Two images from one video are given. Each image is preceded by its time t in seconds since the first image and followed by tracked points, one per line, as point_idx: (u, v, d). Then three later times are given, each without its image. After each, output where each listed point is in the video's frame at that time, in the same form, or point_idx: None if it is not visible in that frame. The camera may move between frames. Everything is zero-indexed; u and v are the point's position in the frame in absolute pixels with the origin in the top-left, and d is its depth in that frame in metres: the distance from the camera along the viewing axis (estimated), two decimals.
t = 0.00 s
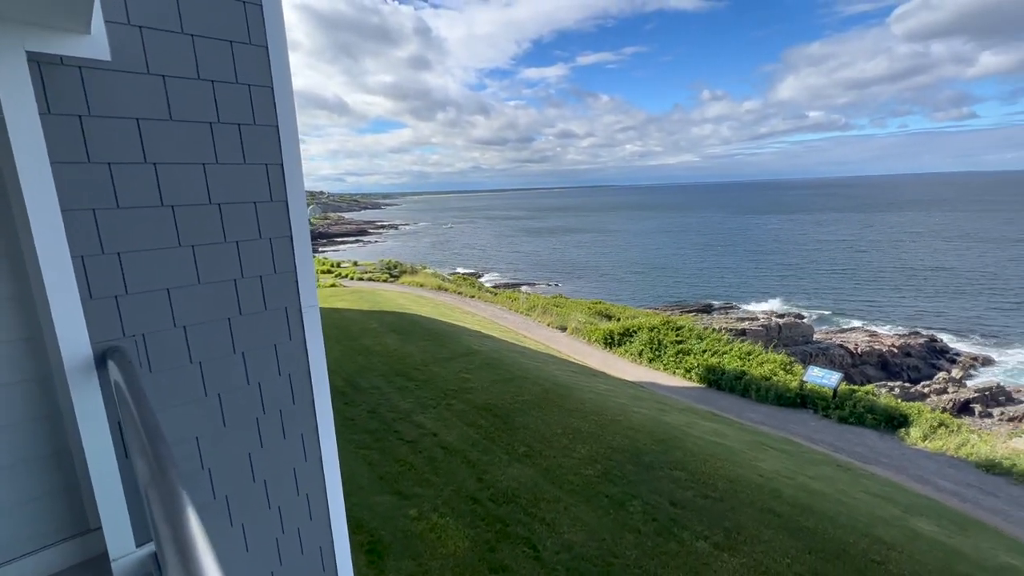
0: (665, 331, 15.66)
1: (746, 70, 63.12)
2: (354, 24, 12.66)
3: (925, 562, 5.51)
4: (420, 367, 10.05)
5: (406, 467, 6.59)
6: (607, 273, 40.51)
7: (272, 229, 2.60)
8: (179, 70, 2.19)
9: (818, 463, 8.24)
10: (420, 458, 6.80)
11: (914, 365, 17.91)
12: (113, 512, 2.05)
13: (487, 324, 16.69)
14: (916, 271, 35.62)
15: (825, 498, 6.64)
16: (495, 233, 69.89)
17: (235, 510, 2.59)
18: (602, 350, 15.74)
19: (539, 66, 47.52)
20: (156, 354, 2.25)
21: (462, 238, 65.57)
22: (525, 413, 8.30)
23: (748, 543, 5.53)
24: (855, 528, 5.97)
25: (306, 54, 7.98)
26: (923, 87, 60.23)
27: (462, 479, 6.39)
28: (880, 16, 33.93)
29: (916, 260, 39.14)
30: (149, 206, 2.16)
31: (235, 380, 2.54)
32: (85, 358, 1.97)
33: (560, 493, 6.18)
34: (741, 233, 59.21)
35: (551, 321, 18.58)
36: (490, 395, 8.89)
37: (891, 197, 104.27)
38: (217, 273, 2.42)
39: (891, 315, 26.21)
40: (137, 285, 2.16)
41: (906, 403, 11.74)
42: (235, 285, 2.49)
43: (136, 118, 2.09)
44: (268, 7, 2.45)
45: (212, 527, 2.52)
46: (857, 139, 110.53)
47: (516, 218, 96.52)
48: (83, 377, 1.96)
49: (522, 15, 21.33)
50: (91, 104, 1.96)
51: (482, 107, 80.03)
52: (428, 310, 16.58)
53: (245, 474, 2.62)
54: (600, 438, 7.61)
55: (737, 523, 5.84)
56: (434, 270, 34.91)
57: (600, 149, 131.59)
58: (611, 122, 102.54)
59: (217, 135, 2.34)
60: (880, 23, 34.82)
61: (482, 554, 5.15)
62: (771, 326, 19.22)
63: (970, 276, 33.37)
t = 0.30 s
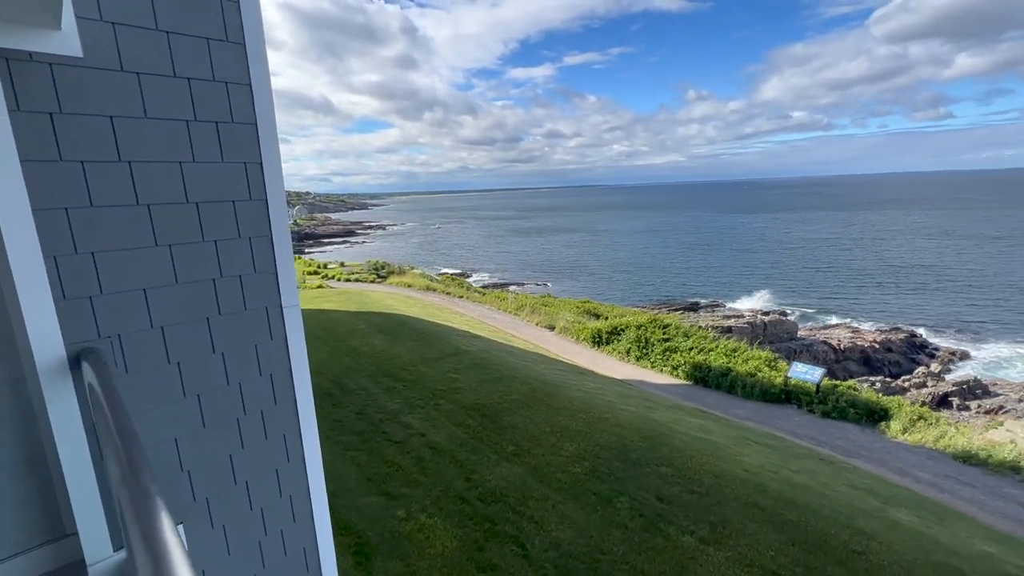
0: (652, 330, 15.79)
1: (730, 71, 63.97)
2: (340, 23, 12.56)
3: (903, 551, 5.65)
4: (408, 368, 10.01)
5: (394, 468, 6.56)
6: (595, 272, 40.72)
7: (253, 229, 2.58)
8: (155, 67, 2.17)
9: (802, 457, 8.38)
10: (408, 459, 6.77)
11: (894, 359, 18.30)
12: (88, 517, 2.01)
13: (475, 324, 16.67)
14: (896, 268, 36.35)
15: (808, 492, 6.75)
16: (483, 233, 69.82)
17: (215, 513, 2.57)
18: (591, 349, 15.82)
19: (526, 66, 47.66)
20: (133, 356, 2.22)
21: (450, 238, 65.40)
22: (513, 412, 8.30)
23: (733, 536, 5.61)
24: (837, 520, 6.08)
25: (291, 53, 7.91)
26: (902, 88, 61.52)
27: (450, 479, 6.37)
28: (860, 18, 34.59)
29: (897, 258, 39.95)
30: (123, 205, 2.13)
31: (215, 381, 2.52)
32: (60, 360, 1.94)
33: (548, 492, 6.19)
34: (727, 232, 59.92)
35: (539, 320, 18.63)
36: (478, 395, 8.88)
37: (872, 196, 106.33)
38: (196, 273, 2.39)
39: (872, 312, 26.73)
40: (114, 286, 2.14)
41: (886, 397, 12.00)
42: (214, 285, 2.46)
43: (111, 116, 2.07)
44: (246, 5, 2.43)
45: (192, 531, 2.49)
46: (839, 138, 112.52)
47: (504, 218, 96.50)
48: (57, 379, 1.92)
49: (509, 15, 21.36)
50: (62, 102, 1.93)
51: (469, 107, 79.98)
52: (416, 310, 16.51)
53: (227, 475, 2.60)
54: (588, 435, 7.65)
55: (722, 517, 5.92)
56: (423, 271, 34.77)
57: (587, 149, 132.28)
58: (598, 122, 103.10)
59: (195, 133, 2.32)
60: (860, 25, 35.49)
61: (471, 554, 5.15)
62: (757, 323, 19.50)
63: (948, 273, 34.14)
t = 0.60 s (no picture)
0: (641, 329, 15.88)
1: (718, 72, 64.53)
2: (328, 23, 12.47)
3: (885, 544, 5.75)
4: (397, 369, 9.95)
5: (383, 470, 6.51)
6: (586, 272, 40.84)
7: (233, 229, 2.54)
8: (130, 66, 2.13)
9: (788, 454, 8.48)
10: (397, 461, 6.72)
11: (878, 356, 18.59)
12: (61, 526, 1.96)
13: (465, 324, 16.63)
14: (881, 266, 36.92)
15: (795, 488, 6.83)
16: (474, 234, 69.69)
17: (196, 518, 2.53)
18: (581, 348, 15.86)
19: (515, 66, 47.71)
20: (111, 359, 2.19)
21: (440, 239, 65.20)
22: (503, 412, 8.28)
23: (721, 533, 5.65)
24: (822, 516, 6.16)
25: (278, 52, 7.84)
26: (885, 89, 62.61)
27: (440, 481, 6.35)
28: (844, 20, 35.09)
29: (881, 256, 40.58)
30: (98, 206, 2.09)
31: (194, 383, 2.48)
32: (31, 364, 1.90)
33: (537, 491, 6.19)
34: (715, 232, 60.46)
35: (529, 320, 18.64)
36: (468, 396, 8.85)
37: (857, 195, 107.89)
38: (175, 274, 2.36)
39: (857, 310, 27.14)
40: (90, 287, 2.10)
41: (871, 394, 12.19)
42: (194, 286, 2.42)
43: (85, 115, 2.02)
44: (225, 4, 2.40)
45: (172, 536, 2.45)
46: (824, 139, 114.25)
47: (495, 218, 96.41)
48: (29, 384, 1.89)
49: (498, 15, 21.37)
50: (33, 100, 1.89)
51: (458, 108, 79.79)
52: (405, 311, 16.43)
53: (208, 480, 2.56)
54: (577, 435, 7.66)
55: (710, 514, 5.96)
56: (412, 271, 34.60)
57: (577, 149, 132.68)
58: (588, 122, 103.50)
59: (172, 132, 2.28)
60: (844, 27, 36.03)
61: (461, 555, 5.13)
62: (744, 322, 19.68)
63: (930, 271, 34.74)
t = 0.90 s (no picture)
0: (633, 329, 15.94)
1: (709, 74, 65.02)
2: (320, 21, 12.34)
3: (873, 541, 5.82)
4: (389, 370, 9.91)
5: (375, 472, 6.47)
6: (578, 272, 40.94)
7: (219, 229, 2.52)
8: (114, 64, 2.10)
9: (777, 452, 8.55)
10: (389, 463, 6.69)
11: (867, 356, 18.80)
12: (42, 533, 1.93)
13: (457, 325, 16.60)
14: (869, 266, 37.36)
15: (784, 486, 6.89)
16: (466, 234, 69.64)
17: (182, 522, 2.50)
18: (573, 349, 15.89)
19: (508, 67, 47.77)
20: (92, 361, 2.15)
21: (432, 240, 65.01)
22: (495, 413, 8.27)
23: (711, 532, 5.69)
24: (812, 514, 6.22)
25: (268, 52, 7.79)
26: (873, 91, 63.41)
27: (432, 482, 6.33)
28: (832, 23, 35.48)
29: (869, 257, 41.08)
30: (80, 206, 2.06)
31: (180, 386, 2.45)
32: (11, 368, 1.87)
33: (530, 492, 6.18)
34: (706, 232, 60.85)
35: (522, 320, 18.64)
36: (460, 397, 8.82)
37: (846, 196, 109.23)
38: (159, 276, 2.33)
39: (845, 310, 27.45)
40: (68, 288, 2.06)
41: (859, 393, 12.31)
42: (179, 288, 2.39)
43: (66, 114, 2.00)
44: (211, 4, 2.38)
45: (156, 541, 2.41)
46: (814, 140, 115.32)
47: (487, 219, 96.39)
48: (10, 388, 1.86)
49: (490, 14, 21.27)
50: (13, 99, 1.86)
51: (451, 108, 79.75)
52: (397, 312, 16.36)
53: (194, 484, 2.54)
54: (569, 435, 7.67)
55: (701, 513, 5.99)
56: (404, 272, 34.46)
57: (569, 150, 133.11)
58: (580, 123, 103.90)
59: (156, 131, 2.25)
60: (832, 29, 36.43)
61: (453, 557, 5.11)
62: (735, 322, 19.81)
63: (917, 271, 35.20)
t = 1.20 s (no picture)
0: (630, 330, 15.97)
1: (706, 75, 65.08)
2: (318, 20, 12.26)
3: (869, 541, 5.83)
4: (385, 371, 9.88)
5: (371, 473, 6.45)
6: (575, 273, 40.95)
7: (214, 229, 2.50)
8: (108, 61, 2.08)
9: (773, 453, 8.57)
10: (385, 464, 6.67)
11: (862, 357, 18.90)
12: (36, 534, 1.92)
13: (454, 326, 16.57)
14: (864, 268, 37.54)
15: (780, 487, 6.90)
16: (464, 235, 69.54)
17: (177, 524, 2.48)
18: (570, 349, 15.88)
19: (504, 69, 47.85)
20: (87, 362, 2.14)
21: (429, 240, 64.85)
22: (491, 414, 8.25)
23: (708, 532, 5.69)
24: (808, 514, 6.23)
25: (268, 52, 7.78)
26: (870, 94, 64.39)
27: (428, 483, 6.31)
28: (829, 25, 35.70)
29: (865, 258, 41.29)
30: (74, 204, 2.04)
31: (178, 385, 2.44)
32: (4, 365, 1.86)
33: (527, 493, 6.17)
34: (703, 233, 60.95)
35: (519, 321, 18.63)
36: (456, 398, 8.81)
37: (842, 198, 109.66)
38: (155, 275, 2.31)
39: (841, 311, 27.55)
40: (63, 287, 2.05)
41: (854, 393, 12.37)
42: (173, 287, 2.37)
43: (60, 111, 1.98)
44: (208, 3, 2.37)
45: (150, 541, 2.39)
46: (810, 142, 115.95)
47: (485, 220, 96.24)
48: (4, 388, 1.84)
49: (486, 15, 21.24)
50: (8, 96, 1.86)
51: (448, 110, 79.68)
52: (394, 312, 16.32)
53: (189, 484, 2.52)
54: (566, 436, 7.67)
55: (697, 514, 6.00)
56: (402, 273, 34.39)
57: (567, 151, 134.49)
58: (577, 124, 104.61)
59: (153, 130, 2.24)
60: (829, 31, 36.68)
61: (450, 558, 5.10)
62: (731, 323, 19.87)
63: (913, 273, 35.36)
